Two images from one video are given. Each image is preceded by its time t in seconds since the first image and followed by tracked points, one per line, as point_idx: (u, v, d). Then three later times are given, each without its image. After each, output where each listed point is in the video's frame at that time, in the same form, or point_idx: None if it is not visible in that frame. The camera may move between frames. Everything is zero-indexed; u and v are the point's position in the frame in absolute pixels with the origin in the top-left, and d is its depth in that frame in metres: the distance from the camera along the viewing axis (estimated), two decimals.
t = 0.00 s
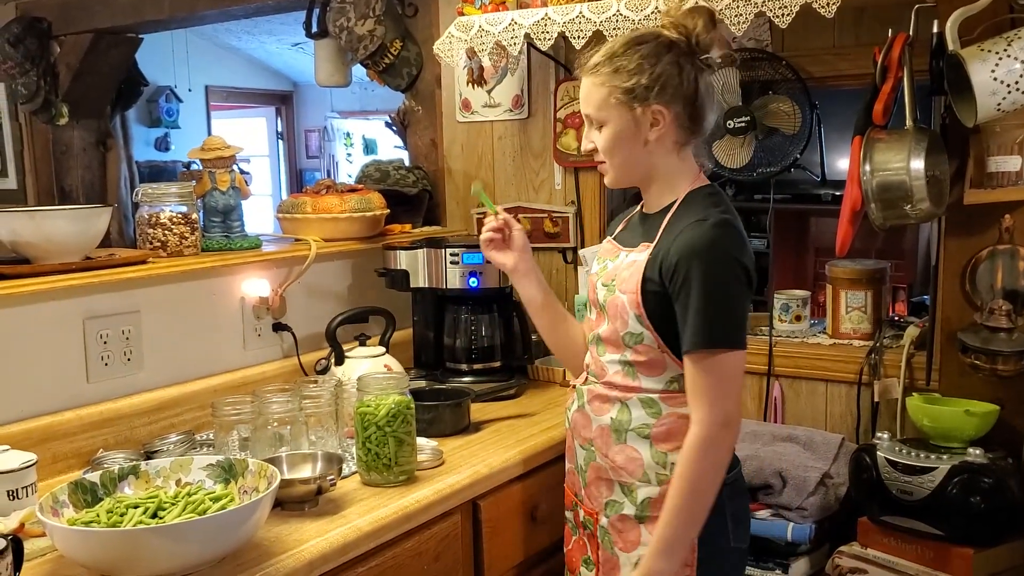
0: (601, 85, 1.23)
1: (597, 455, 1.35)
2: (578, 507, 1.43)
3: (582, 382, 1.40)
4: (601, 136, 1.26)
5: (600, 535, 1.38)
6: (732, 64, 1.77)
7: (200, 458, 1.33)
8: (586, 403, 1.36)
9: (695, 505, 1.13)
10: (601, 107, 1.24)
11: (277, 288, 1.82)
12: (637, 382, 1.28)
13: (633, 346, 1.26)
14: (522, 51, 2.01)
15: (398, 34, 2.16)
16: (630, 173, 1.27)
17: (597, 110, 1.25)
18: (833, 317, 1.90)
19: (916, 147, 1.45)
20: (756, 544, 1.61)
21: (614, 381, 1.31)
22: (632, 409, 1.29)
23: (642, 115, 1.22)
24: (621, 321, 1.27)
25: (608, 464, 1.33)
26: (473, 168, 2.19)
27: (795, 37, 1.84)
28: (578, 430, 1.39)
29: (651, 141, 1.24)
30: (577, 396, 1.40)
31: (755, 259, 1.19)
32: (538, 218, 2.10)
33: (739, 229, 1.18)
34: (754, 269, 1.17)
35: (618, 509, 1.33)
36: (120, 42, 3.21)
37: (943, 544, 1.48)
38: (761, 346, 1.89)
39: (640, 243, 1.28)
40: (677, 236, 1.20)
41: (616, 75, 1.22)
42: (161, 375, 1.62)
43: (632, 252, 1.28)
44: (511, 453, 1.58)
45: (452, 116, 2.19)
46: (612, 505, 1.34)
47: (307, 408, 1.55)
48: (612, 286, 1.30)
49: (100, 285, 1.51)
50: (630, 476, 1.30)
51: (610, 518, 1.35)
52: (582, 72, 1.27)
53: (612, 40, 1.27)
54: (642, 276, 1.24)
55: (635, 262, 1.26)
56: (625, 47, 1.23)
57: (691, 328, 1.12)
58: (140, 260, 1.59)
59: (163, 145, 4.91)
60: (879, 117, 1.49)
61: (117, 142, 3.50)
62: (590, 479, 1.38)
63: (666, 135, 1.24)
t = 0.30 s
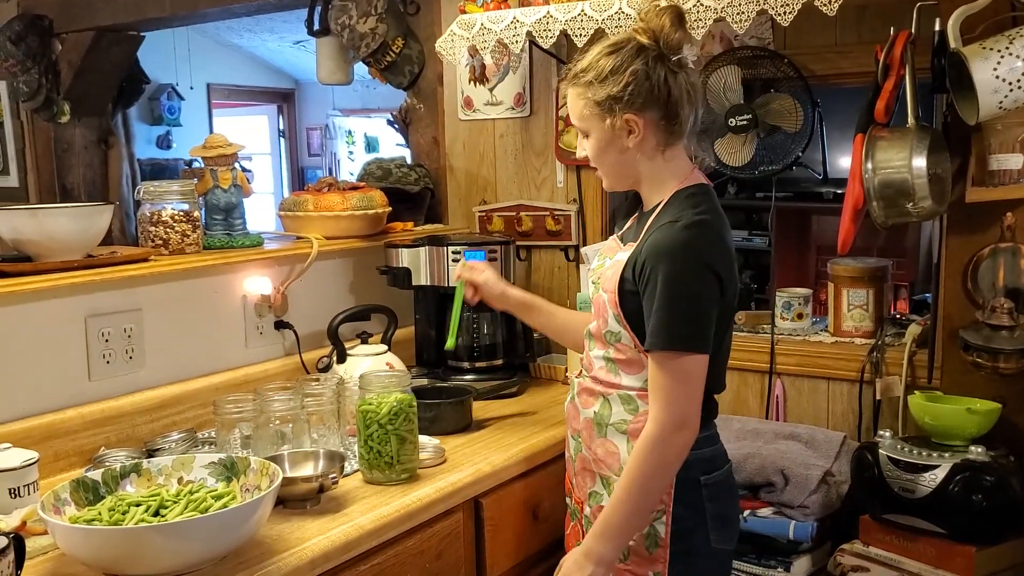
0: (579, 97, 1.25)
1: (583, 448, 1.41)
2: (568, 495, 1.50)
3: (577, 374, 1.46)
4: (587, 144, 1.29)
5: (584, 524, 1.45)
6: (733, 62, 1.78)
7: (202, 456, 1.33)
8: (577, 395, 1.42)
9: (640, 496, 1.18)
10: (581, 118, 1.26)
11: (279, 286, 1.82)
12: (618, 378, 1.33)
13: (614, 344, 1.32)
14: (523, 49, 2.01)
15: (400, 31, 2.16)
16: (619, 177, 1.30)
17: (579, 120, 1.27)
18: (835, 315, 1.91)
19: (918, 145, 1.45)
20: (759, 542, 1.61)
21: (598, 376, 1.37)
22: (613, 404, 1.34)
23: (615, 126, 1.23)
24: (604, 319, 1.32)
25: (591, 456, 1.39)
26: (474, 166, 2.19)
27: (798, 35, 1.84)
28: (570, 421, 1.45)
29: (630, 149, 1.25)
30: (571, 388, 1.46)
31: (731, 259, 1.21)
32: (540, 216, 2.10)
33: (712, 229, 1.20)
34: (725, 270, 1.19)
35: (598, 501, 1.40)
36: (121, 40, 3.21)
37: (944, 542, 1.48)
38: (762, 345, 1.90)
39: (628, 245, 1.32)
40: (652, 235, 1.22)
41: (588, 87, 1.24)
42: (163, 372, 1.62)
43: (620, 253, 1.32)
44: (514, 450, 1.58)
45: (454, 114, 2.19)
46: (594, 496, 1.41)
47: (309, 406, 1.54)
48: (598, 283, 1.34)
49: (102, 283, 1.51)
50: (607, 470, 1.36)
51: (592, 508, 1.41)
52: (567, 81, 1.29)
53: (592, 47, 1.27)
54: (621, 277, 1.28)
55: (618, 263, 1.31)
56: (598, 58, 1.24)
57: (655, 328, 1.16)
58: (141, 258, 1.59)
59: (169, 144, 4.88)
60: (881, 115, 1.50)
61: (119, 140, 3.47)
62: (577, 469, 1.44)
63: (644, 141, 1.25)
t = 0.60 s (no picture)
0: (568, 101, 1.30)
1: (581, 439, 1.41)
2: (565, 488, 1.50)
3: (571, 369, 1.47)
4: (578, 147, 1.33)
5: (581, 516, 1.45)
6: (736, 57, 1.78)
7: (204, 452, 1.33)
8: (573, 388, 1.43)
9: (660, 495, 1.20)
10: (571, 121, 1.31)
11: (281, 282, 1.82)
12: (618, 371, 1.34)
13: (614, 339, 1.33)
14: (525, 45, 2.01)
15: (402, 28, 2.16)
16: (611, 177, 1.34)
17: (569, 124, 1.31)
18: (838, 312, 1.90)
19: (921, 141, 1.45)
20: (760, 538, 1.61)
21: (598, 369, 1.38)
22: (612, 395, 1.35)
23: (606, 126, 1.27)
24: (603, 315, 1.33)
25: (589, 447, 1.40)
26: (477, 162, 2.19)
27: (800, 31, 1.84)
28: (567, 414, 1.45)
29: (621, 148, 1.30)
30: (566, 381, 1.46)
31: (731, 254, 1.24)
32: (542, 212, 2.10)
33: (712, 225, 1.23)
34: (727, 265, 1.22)
35: (597, 491, 1.40)
36: (123, 36, 3.21)
37: (947, 539, 1.48)
38: (765, 341, 1.90)
39: (625, 241, 1.34)
40: (653, 234, 1.25)
41: (578, 90, 1.28)
42: (165, 369, 1.62)
43: (618, 249, 1.34)
44: (516, 447, 1.58)
45: (457, 111, 2.19)
46: (592, 487, 1.41)
47: (311, 402, 1.54)
48: (596, 281, 1.35)
49: (103, 279, 1.51)
50: (607, 459, 1.36)
51: (590, 499, 1.41)
52: (555, 88, 1.33)
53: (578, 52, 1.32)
54: (621, 272, 1.29)
55: (617, 258, 1.32)
56: (585, 61, 1.28)
57: (664, 324, 1.18)
58: (143, 255, 1.59)
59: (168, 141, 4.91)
60: (885, 111, 1.49)
61: (122, 136, 3.46)
62: (575, 461, 1.44)
63: (633, 140, 1.29)
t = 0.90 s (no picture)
0: (564, 100, 1.30)
1: (585, 434, 1.41)
2: (568, 483, 1.49)
3: (573, 365, 1.47)
4: (575, 146, 1.32)
5: (586, 510, 1.45)
6: (738, 53, 1.77)
7: (206, 449, 1.33)
8: (576, 384, 1.42)
9: (679, 490, 1.20)
10: (567, 120, 1.31)
11: (284, 278, 1.82)
12: (623, 366, 1.34)
13: (618, 336, 1.33)
14: (528, 40, 2.00)
15: (404, 24, 2.16)
16: (608, 175, 1.34)
17: (565, 123, 1.31)
18: (841, 308, 1.89)
19: (925, 136, 1.44)
20: (763, 535, 1.61)
21: (602, 365, 1.38)
22: (617, 389, 1.35)
23: (603, 125, 1.27)
24: (607, 312, 1.33)
25: (594, 442, 1.39)
26: (479, 158, 2.18)
27: (803, 27, 1.83)
28: (568, 409, 1.45)
29: (618, 146, 1.30)
30: (567, 377, 1.46)
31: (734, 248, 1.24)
32: (545, 209, 2.09)
33: (714, 219, 1.23)
34: (731, 259, 1.22)
35: (602, 485, 1.40)
36: (125, 33, 3.20)
37: (950, 535, 1.47)
38: (768, 337, 1.89)
39: (626, 238, 1.33)
40: (656, 231, 1.25)
41: (574, 89, 1.28)
42: (168, 365, 1.62)
43: (619, 246, 1.33)
44: (519, 443, 1.58)
45: (459, 107, 2.19)
46: (597, 481, 1.40)
47: (312, 398, 1.54)
48: (598, 279, 1.35)
49: (106, 275, 1.51)
50: (613, 453, 1.36)
51: (595, 494, 1.41)
52: (550, 87, 1.33)
53: (572, 51, 1.32)
54: (625, 268, 1.29)
55: (619, 255, 1.32)
56: (580, 59, 1.28)
57: (671, 319, 1.18)
58: (145, 251, 1.59)
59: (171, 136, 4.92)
60: (888, 106, 1.49)
61: (123, 133, 3.47)
62: (578, 457, 1.44)
63: (630, 137, 1.29)
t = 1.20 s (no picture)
0: (566, 97, 1.29)
1: (584, 431, 1.41)
2: (568, 480, 1.49)
3: (572, 362, 1.46)
4: (577, 143, 1.32)
5: (586, 507, 1.45)
6: (742, 49, 1.76)
7: (210, 445, 1.33)
8: (576, 380, 1.42)
9: (688, 469, 1.17)
10: (569, 117, 1.30)
11: (287, 275, 1.82)
12: (624, 362, 1.34)
13: (621, 332, 1.33)
14: (531, 36, 2.00)
15: (407, 20, 2.15)
16: (610, 172, 1.33)
17: (567, 120, 1.31)
18: (845, 304, 1.89)
19: (929, 133, 1.44)
20: (767, 531, 1.61)
21: (602, 361, 1.37)
22: (618, 386, 1.35)
23: (605, 122, 1.27)
24: (609, 308, 1.33)
25: (595, 439, 1.39)
26: (482, 155, 2.18)
27: (808, 23, 1.82)
28: (568, 406, 1.45)
29: (619, 143, 1.30)
30: (567, 374, 1.46)
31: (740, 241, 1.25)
32: (548, 205, 2.09)
33: (718, 212, 1.23)
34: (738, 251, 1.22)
35: (602, 482, 1.39)
36: (128, 29, 3.18)
37: (954, 531, 1.47)
38: (772, 334, 1.89)
39: (627, 234, 1.33)
40: (661, 225, 1.25)
41: (576, 86, 1.27)
42: (171, 362, 1.62)
43: (622, 242, 1.33)
44: (522, 440, 1.58)
45: (462, 104, 2.19)
46: (598, 478, 1.40)
47: (316, 395, 1.55)
48: (601, 275, 1.35)
49: (109, 272, 1.51)
50: (614, 450, 1.36)
51: (596, 491, 1.41)
52: (552, 84, 1.33)
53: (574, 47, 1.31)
54: (629, 264, 1.29)
55: (623, 251, 1.32)
56: (582, 56, 1.28)
57: (684, 311, 1.17)
58: (149, 248, 1.59)
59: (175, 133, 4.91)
60: (892, 102, 1.48)
61: (127, 130, 3.46)
62: (578, 454, 1.44)
63: (632, 134, 1.29)
